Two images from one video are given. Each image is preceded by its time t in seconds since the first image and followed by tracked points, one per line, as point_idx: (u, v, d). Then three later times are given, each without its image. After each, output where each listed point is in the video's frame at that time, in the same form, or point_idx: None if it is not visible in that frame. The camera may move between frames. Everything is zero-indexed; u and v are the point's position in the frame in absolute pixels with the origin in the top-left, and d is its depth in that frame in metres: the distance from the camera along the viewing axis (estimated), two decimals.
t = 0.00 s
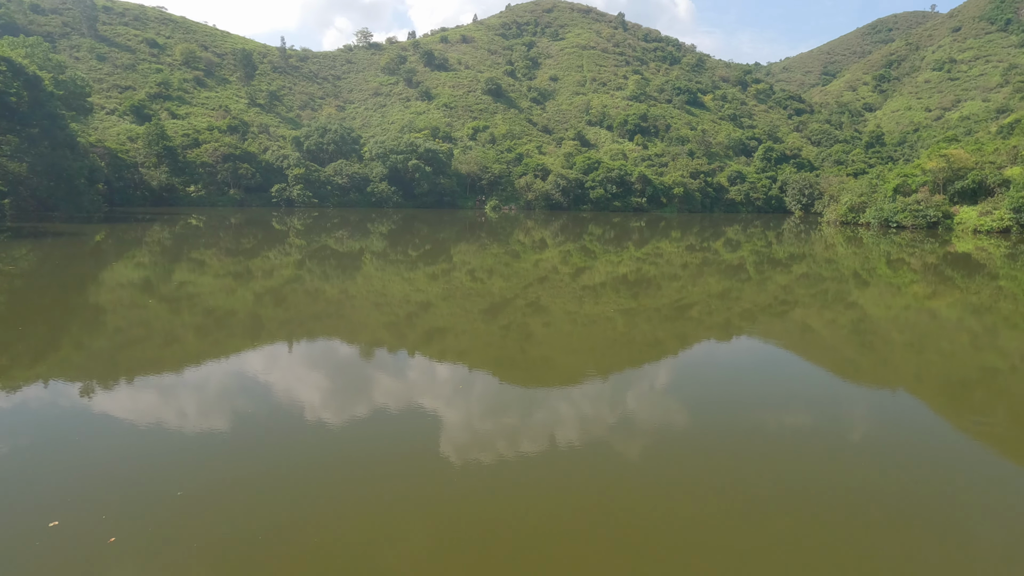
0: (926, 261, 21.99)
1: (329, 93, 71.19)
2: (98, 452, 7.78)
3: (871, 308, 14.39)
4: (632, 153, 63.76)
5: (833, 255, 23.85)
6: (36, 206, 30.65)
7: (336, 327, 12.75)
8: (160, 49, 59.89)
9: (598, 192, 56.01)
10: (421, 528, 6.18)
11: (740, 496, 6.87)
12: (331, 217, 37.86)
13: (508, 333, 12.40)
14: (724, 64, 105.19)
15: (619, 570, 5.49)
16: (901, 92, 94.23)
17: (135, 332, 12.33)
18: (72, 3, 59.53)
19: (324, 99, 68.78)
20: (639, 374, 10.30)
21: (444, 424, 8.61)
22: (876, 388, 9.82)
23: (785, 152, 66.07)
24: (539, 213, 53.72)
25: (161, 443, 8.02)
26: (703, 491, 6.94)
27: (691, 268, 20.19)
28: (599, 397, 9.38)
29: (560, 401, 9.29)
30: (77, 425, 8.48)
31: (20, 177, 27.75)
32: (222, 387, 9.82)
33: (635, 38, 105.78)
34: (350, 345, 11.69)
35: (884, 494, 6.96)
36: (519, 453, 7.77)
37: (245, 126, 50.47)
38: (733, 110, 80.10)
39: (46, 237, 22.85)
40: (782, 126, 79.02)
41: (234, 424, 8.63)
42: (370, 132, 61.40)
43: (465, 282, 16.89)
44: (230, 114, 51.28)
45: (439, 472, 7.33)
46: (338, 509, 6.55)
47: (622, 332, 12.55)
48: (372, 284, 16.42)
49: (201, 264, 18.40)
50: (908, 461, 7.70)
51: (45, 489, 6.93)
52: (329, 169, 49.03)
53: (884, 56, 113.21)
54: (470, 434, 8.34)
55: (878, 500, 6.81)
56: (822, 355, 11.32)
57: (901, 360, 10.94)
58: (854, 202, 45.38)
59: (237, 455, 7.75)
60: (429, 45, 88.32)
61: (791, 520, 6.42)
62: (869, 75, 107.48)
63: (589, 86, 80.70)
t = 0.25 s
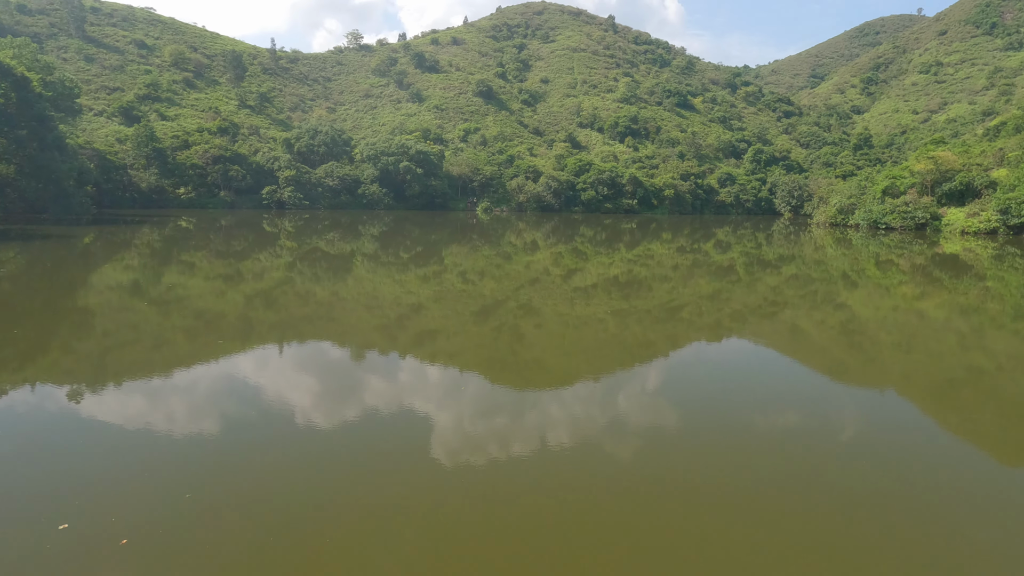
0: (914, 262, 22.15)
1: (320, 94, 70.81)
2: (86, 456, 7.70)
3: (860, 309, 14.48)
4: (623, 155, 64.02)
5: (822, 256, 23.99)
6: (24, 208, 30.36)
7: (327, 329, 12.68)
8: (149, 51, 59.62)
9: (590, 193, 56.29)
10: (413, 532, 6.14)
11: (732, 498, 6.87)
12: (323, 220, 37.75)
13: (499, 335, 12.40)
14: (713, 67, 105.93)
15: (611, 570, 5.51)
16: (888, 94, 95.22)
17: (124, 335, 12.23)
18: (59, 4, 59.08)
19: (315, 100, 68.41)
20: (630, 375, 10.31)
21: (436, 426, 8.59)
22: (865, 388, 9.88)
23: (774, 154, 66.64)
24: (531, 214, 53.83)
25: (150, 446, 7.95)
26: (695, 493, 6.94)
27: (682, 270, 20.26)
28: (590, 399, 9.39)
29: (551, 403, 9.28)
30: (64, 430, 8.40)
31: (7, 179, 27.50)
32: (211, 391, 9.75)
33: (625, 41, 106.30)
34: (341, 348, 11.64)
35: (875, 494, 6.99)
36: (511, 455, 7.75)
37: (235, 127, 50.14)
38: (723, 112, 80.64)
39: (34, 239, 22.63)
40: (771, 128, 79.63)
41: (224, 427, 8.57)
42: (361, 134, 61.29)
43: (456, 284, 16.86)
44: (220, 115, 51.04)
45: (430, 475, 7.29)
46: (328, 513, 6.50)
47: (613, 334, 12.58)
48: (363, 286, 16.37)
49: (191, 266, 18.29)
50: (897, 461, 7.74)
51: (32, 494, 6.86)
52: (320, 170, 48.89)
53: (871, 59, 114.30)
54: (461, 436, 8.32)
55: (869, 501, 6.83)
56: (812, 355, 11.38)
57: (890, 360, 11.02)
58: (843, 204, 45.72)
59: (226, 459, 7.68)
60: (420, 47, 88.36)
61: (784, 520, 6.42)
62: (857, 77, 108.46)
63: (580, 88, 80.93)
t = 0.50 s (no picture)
0: (903, 264, 22.30)
1: (311, 97, 70.34)
2: (72, 460, 7.62)
3: (850, 310, 14.56)
4: (614, 158, 64.30)
5: (812, 259, 24.14)
6: (13, 211, 30.09)
7: (318, 332, 12.62)
8: (138, 53, 59.49)
9: (581, 196, 56.73)
10: (403, 536, 6.08)
11: (724, 500, 6.87)
12: (314, 222, 37.67)
13: (491, 338, 12.37)
14: (704, 70, 106.74)
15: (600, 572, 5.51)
16: (876, 98, 96.31)
17: (113, 338, 12.14)
18: (47, 5, 58.72)
19: (306, 103, 67.89)
20: (621, 377, 10.32)
21: (427, 429, 8.56)
22: (854, 389, 9.92)
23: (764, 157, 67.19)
24: (523, 217, 53.99)
25: (137, 450, 7.88)
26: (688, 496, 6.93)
27: (674, 272, 20.32)
28: (582, 401, 9.38)
29: (542, 405, 9.28)
30: (50, 434, 8.29)
31: None
32: (201, 394, 9.67)
33: (616, 44, 106.84)
34: (332, 351, 11.59)
35: (865, 496, 7.00)
36: (502, 458, 7.74)
37: (225, 130, 49.71)
38: (713, 115, 81.25)
39: (21, 242, 22.41)
40: (761, 131, 80.23)
41: (213, 430, 8.50)
42: (352, 136, 61.16)
43: (448, 286, 16.84)
44: (211, 117, 50.84)
45: (421, 478, 7.25)
46: (318, 517, 6.45)
47: (605, 336, 12.57)
48: (354, 289, 16.31)
49: (181, 269, 18.19)
50: (885, 462, 7.79)
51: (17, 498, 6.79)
52: (312, 173, 48.80)
53: (860, 63, 115.45)
54: (452, 439, 8.30)
55: (859, 502, 6.85)
56: (802, 357, 11.43)
57: (879, 361, 11.07)
58: (833, 206, 46.04)
59: (215, 463, 7.61)
60: (412, 50, 88.46)
61: (776, 523, 6.42)
62: (845, 81, 109.58)
63: (571, 91, 81.25)
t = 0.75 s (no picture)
0: (891, 265, 22.49)
1: (301, 99, 69.56)
2: (59, 467, 7.53)
3: (838, 311, 14.68)
4: (604, 160, 64.60)
5: (800, 260, 24.34)
6: None
7: (308, 335, 12.56)
8: (126, 54, 59.14)
9: (572, 199, 57.14)
10: (394, 540, 6.03)
11: (715, 501, 6.88)
12: (305, 224, 37.55)
13: (482, 340, 12.36)
14: (692, 73, 107.61)
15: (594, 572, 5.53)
16: (863, 100, 97.44)
17: (100, 342, 12.01)
18: (33, 6, 58.13)
19: (295, 105, 67.20)
20: (612, 379, 10.33)
21: (417, 432, 8.54)
22: (842, 389, 10.00)
23: (753, 159, 67.73)
24: (514, 219, 54.16)
25: (126, 455, 7.81)
26: (680, 498, 6.91)
27: (664, 273, 20.42)
28: (572, 402, 9.40)
29: (533, 407, 9.27)
30: (36, 439, 8.20)
31: None
32: (189, 398, 9.58)
33: (605, 47, 107.43)
34: (322, 354, 11.52)
35: (856, 496, 7.02)
36: (493, 460, 7.72)
37: (215, 132, 49.61)
38: (702, 118, 81.84)
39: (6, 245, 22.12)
40: (750, 133, 80.88)
41: (202, 434, 8.43)
42: (343, 138, 61.04)
43: (439, 289, 16.82)
44: (200, 119, 50.73)
45: (412, 482, 7.21)
46: (307, 522, 6.38)
47: (596, 338, 12.60)
48: (345, 291, 16.25)
49: (169, 272, 18.04)
50: (874, 461, 7.85)
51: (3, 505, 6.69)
52: (302, 175, 48.68)
53: (847, 66, 116.71)
54: (443, 441, 8.27)
55: (849, 503, 6.86)
56: (791, 358, 11.49)
57: (867, 362, 11.16)
58: (822, 208, 46.33)
59: (204, 468, 7.53)
60: (401, 52, 88.36)
61: (769, 524, 6.42)
62: (832, 84, 110.81)
63: (561, 93, 81.53)
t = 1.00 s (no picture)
0: (879, 267, 22.70)
1: (290, 101, 68.73)
2: (46, 473, 7.44)
3: (826, 312, 14.78)
4: (595, 163, 64.84)
5: (788, 261, 24.52)
6: None
7: (299, 338, 12.49)
8: (113, 56, 58.90)
9: (563, 201, 57.34)
10: (386, 544, 6.00)
11: (708, 503, 6.88)
12: (295, 227, 37.44)
13: (473, 342, 12.34)
14: (681, 76, 108.49)
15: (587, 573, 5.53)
16: (849, 103, 98.63)
17: (88, 347, 11.88)
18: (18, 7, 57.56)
19: (285, 108, 66.38)
20: (603, 381, 10.33)
21: (408, 435, 8.51)
22: (831, 390, 10.06)
23: (742, 162, 68.23)
24: (505, 221, 54.29)
25: (112, 460, 7.72)
26: (671, 500, 6.91)
27: (653, 275, 20.50)
28: (563, 405, 9.39)
29: (524, 410, 9.25)
30: (22, 445, 8.09)
31: None
32: (177, 403, 9.48)
33: (595, 50, 107.98)
34: (312, 357, 11.45)
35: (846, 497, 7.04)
36: (483, 463, 7.69)
37: (203, 134, 49.49)
38: (691, 120, 82.44)
39: None
40: (738, 136, 81.53)
41: (190, 439, 8.35)
42: (333, 141, 60.86)
43: (430, 291, 16.80)
44: (188, 122, 50.49)
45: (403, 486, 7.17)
46: (296, 527, 6.34)
47: (586, 340, 12.61)
48: (335, 294, 16.19)
49: (158, 275, 17.90)
50: (863, 461, 7.90)
51: None
52: (291, 178, 48.44)
53: (833, 69, 118.01)
54: (434, 445, 8.23)
55: (840, 504, 6.88)
56: (780, 359, 11.54)
57: (854, 363, 11.23)
58: (811, 210, 46.63)
59: (192, 472, 7.47)
60: (391, 54, 88.29)
61: (760, 525, 6.43)
62: (819, 87, 112.05)
63: (552, 96, 81.73)
